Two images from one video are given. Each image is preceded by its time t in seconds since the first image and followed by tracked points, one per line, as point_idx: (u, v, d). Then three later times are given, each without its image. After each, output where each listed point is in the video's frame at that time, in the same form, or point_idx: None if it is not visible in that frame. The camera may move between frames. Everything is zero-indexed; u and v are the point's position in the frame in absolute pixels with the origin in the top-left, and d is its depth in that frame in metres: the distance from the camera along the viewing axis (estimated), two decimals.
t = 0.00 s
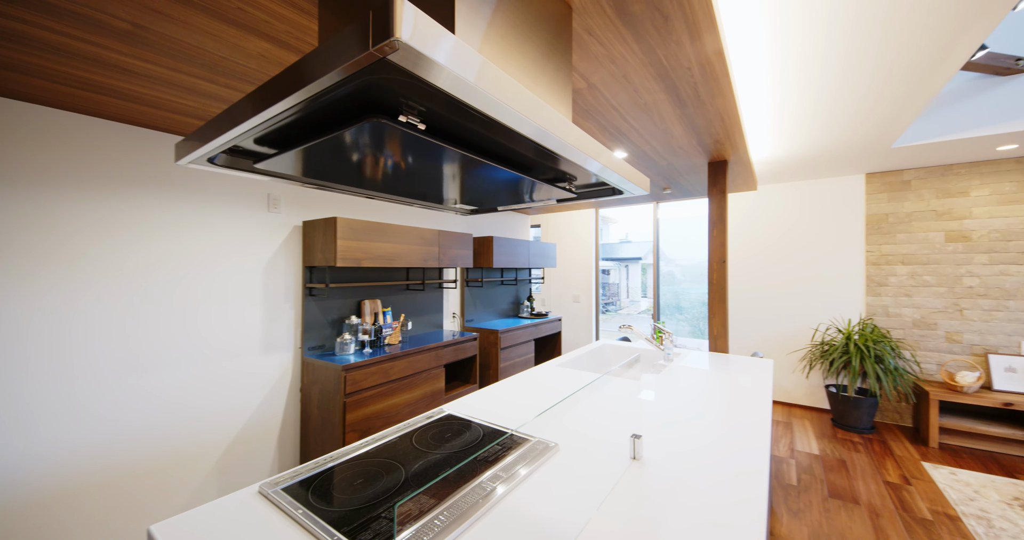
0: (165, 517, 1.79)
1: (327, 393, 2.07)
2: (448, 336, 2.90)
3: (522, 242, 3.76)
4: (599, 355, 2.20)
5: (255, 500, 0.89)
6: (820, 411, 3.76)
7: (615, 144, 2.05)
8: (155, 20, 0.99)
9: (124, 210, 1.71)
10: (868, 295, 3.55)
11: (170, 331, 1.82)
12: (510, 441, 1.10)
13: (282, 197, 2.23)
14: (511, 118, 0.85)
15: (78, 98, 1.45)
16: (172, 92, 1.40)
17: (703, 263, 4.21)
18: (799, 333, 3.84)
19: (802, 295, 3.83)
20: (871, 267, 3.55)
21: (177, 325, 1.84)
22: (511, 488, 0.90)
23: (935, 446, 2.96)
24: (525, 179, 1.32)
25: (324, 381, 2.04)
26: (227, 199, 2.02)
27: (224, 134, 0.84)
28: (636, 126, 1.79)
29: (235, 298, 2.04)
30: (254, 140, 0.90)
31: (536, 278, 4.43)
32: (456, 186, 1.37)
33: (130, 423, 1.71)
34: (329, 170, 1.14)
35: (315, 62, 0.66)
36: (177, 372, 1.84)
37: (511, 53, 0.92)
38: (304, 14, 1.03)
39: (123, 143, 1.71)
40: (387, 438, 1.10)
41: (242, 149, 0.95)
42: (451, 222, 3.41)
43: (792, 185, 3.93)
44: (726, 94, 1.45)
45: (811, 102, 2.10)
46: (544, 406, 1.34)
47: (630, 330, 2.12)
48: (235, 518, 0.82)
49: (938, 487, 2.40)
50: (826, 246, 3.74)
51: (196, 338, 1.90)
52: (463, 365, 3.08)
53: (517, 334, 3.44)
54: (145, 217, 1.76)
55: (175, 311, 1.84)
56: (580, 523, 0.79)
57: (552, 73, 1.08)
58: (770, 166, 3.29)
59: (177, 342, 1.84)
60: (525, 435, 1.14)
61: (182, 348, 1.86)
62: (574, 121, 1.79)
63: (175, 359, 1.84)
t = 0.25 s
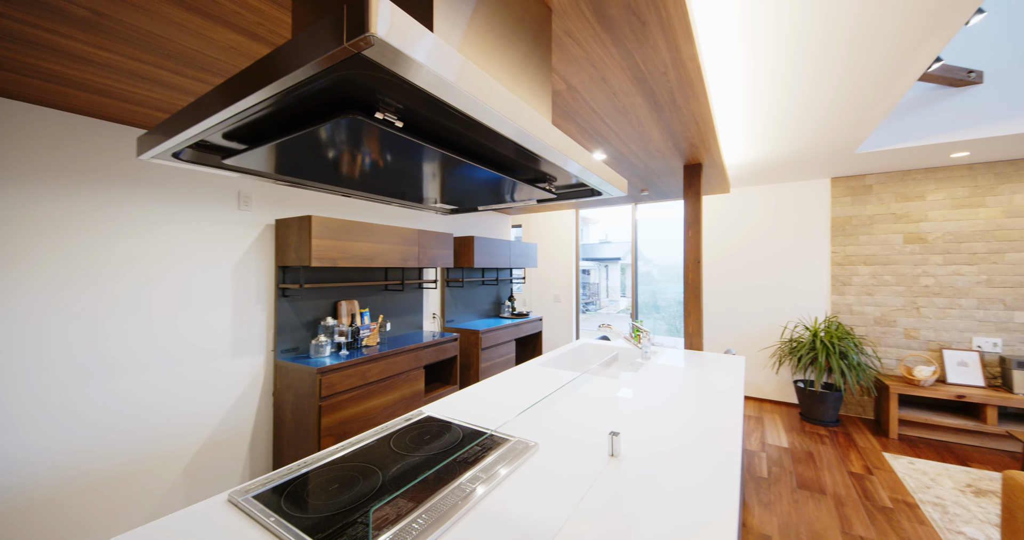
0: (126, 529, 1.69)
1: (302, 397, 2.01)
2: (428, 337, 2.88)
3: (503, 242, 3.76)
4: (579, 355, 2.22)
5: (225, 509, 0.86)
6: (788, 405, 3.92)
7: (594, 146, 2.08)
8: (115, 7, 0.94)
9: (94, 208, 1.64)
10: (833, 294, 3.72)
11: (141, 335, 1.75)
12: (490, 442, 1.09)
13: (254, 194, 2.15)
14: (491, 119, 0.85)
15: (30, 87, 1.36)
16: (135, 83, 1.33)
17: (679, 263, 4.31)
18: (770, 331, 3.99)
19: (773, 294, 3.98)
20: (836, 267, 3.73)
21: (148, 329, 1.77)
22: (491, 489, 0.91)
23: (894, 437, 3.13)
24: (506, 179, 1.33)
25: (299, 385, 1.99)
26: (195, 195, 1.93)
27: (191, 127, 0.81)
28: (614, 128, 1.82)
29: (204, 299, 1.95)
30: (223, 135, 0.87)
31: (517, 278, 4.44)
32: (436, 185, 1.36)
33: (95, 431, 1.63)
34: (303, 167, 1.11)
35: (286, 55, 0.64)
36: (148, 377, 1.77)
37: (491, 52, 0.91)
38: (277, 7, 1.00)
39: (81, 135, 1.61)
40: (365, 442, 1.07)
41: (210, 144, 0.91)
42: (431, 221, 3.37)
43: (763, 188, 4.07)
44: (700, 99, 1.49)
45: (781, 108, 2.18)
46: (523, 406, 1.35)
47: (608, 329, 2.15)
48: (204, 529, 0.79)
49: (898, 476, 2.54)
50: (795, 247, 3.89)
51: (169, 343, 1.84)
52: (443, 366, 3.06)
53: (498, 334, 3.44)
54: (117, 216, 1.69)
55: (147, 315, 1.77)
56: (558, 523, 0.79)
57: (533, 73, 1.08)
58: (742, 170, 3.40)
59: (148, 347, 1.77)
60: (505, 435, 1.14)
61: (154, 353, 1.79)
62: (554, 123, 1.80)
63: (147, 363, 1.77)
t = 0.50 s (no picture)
0: None
1: (273, 401, 1.94)
2: (406, 338, 2.85)
3: (483, 242, 3.76)
4: (558, 354, 2.23)
5: (190, 519, 0.81)
6: (759, 400, 4.06)
7: (572, 148, 2.10)
8: None
9: (69, 203, 1.58)
10: (799, 293, 3.89)
11: (108, 336, 1.67)
12: (469, 443, 1.08)
13: (222, 191, 2.05)
14: (471, 119, 0.85)
15: None
16: (92, 72, 1.26)
17: (656, 263, 4.41)
18: (741, 329, 4.13)
19: (744, 293, 4.12)
20: (802, 267, 3.89)
21: (116, 330, 1.69)
22: (470, 489, 0.89)
23: (857, 429, 3.29)
24: (485, 179, 1.32)
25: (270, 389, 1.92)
26: (160, 191, 1.83)
27: (153, 120, 0.77)
28: (592, 130, 1.85)
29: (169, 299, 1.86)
30: (187, 129, 0.83)
31: (497, 278, 4.44)
32: (415, 184, 1.34)
33: (68, 434, 1.57)
34: (275, 164, 1.07)
35: (255, 47, 0.62)
36: (115, 380, 1.70)
37: (470, 51, 0.90)
38: None
39: (31, 125, 1.50)
40: (340, 447, 1.04)
41: (174, 137, 0.87)
42: (409, 221, 3.33)
43: (735, 191, 4.22)
44: (676, 103, 1.53)
45: (752, 113, 2.26)
46: (502, 406, 1.35)
47: (586, 329, 2.18)
48: None
49: (859, 466, 2.67)
50: (765, 248, 4.04)
51: (146, 343, 1.79)
52: (422, 367, 3.03)
53: (478, 334, 3.43)
54: (92, 211, 1.63)
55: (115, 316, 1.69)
56: (537, 520, 0.80)
57: (512, 74, 1.08)
58: (715, 173, 3.51)
59: (116, 348, 1.70)
60: (484, 436, 1.13)
61: (122, 355, 1.71)
62: (534, 123, 1.81)
63: (114, 365, 1.69)
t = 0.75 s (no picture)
0: None
1: (245, 406, 1.88)
2: (387, 339, 2.82)
3: (466, 242, 3.75)
4: (540, 354, 2.24)
5: (158, 531, 0.78)
6: (734, 396, 4.19)
7: (554, 149, 2.11)
8: None
9: (32, 198, 1.50)
10: (771, 292, 4.03)
11: (66, 342, 1.57)
12: (450, 445, 1.08)
13: (191, 188, 1.97)
14: (452, 119, 0.84)
15: None
16: (50, 61, 1.19)
17: (636, 263, 4.49)
18: (717, 327, 4.25)
19: (720, 292, 4.24)
20: (774, 267, 4.04)
21: (76, 334, 1.60)
22: (451, 490, 0.89)
23: (825, 423, 3.44)
24: (467, 178, 1.32)
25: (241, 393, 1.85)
26: (123, 186, 1.74)
27: (115, 112, 0.73)
28: (573, 132, 1.87)
29: (135, 301, 1.77)
30: (153, 122, 0.80)
31: (479, 278, 4.43)
32: (397, 183, 1.33)
33: (37, 440, 1.50)
34: (250, 160, 1.04)
35: (226, 38, 0.59)
36: (73, 388, 1.59)
37: (453, 49, 0.89)
38: None
39: None
40: (316, 451, 1.01)
41: (139, 131, 0.83)
42: (390, 220, 3.29)
43: (710, 193, 4.34)
44: (654, 107, 1.56)
45: (728, 118, 2.33)
46: (483, 407, 1.35)
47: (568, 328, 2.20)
48: None
49: (827, 458, 2.79)
50: (739, 249, 4.17)
51: (110, 347, 1.69)
52: (403, 369, 3.00)
53: (460, 335, 3.42)
54: (61, 207, 1.57)
55: (75, 319, 1.59)
56: (517, 520, 0.80)
57: (495, 74, 1.08)
58: (692, 175, 3.60)
59: (75, 353, 1.60)
60: (465, 438, 1.12)
61: (82, 360, 1.62)
62: (515, 124, 1.81)
63: (73, 372, 1.59)
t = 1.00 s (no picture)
0: None
1: (207, 413, 1.78)
2: (360, 341, 2.77)
3: (442, 242, 3.72)
4: (517, 353, 2.25)
5: None
6: (704, 392, 4.33)
7: (530, 149, 2.12)
8: None
9: None
10: (738, 291, 4.20)
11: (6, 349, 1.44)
12: (424, 448, 1.06)
13: (146, 184, 1.84)
14: (427, 118, 0.83)
15: None
16: None
17: (610, 263, 4.57)
18: (688, 325, 4.39)
19: (691, 291, 4.38)
20: (741, 267, 4.20)
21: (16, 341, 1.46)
22: (426, 492, 0.87)
23: (787, 415, 3.61)
24: (443, 178, 1.30)
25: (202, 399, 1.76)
26: (71, 180, 1.60)
27: (60, 101, 0.68)
28: (549, 133, 1.88)
29: (85, 304, 1.64)
30: (103, 113, 0.75)
31: (456, 278, 4.40)
32: (371, 181, 1.30)
33: None
34: (213, 155, 1.00)
35: (184, 26, 0.56)
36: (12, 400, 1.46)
37: (428, 46, 0.88)
38: None
39: None
40: (284, 459, 0.96)
41: (87, 122, 0.78)
42: (363, 219, 3.21)
43: (681, 195, 4.48)
44: (628, 110, 1.60)
45: (699, 123, 2.41)
46: (458, 408, 1.33)
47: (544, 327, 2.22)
48: None
49: (789, 449, 2.93)
50: (709, 249, 4.32)
51: (56, 354, 1.57)
52: (376, 371, 2.95)
53: (437, 336, 3.39)
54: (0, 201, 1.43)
55: (16, 324, 1.46)
56: (492, 522, 0.79)
57: (471, 73, 1.07)
58: (664, 178, 3.70)
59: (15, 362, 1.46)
60: (440, 440, 1.11)
61: (25, 369, 1.48)
62: (492, 123, 1.81)
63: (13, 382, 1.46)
